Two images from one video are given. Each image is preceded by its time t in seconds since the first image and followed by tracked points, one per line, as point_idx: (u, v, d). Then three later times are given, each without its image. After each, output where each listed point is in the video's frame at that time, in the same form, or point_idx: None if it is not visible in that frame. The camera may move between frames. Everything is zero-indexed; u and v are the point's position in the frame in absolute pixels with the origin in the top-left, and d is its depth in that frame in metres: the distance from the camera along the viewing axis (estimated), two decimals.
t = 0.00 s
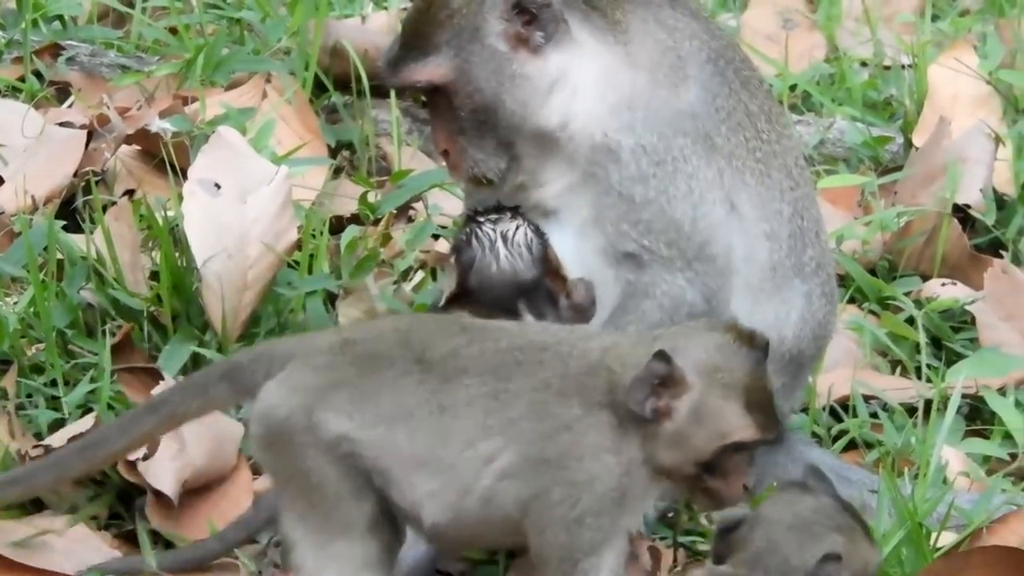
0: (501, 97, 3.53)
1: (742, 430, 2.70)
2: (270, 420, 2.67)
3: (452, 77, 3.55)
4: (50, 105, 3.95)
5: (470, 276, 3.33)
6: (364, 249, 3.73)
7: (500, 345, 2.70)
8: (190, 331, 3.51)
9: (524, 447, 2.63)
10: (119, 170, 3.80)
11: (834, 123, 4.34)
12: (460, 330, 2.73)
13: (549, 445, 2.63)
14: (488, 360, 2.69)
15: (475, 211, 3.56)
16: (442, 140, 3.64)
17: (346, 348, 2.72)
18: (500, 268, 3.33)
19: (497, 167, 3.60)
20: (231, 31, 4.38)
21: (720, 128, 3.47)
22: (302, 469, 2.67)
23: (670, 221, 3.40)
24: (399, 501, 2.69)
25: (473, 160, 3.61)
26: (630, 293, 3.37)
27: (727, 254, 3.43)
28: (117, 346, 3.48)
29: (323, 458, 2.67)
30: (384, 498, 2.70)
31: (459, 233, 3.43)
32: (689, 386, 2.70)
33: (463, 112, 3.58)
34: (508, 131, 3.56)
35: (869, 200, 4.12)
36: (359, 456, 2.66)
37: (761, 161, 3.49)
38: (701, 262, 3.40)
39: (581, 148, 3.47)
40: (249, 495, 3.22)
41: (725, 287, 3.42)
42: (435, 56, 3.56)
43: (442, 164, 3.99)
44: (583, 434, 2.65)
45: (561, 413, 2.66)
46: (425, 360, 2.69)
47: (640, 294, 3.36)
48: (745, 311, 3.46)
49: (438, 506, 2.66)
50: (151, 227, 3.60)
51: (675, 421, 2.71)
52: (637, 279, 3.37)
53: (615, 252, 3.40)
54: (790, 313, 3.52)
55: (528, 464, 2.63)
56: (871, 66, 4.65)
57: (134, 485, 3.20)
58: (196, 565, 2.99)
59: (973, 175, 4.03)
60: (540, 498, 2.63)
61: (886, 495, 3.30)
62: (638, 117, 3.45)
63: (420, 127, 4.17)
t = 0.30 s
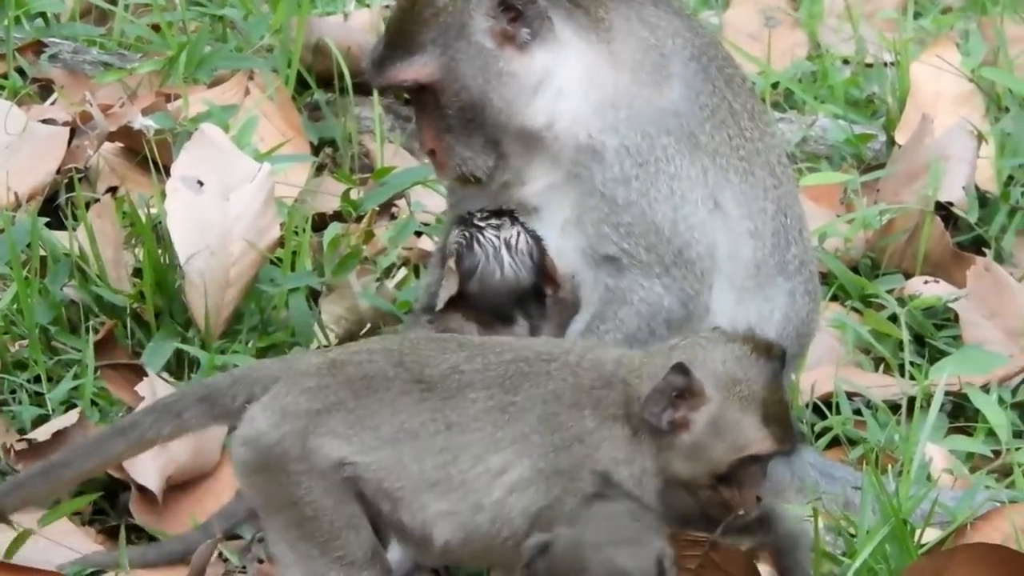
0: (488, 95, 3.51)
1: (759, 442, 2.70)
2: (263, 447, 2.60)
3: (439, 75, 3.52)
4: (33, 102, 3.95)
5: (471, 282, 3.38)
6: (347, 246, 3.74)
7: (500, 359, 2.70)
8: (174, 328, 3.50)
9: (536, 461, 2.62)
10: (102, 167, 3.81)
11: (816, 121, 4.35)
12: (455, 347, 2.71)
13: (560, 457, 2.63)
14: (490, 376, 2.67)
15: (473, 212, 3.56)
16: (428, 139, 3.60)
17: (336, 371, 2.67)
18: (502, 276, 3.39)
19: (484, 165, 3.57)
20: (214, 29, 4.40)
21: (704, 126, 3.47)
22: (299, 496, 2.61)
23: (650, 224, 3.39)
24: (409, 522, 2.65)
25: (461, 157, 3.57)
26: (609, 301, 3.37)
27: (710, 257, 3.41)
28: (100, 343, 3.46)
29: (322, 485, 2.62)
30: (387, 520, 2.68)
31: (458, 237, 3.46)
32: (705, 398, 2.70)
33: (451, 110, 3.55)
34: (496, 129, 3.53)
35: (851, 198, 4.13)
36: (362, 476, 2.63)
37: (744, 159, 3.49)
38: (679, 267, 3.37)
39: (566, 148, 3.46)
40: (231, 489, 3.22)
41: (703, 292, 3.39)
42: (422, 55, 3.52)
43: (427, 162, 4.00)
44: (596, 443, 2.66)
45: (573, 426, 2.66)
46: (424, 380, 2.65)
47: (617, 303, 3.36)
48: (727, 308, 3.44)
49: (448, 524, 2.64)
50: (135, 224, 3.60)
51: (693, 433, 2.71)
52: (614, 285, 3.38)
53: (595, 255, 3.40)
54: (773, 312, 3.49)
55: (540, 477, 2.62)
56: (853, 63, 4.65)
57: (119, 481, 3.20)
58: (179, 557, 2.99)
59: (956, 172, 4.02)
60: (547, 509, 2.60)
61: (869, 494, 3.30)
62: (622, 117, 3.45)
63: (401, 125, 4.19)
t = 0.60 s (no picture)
0: (481, 95, 3.48)
1: (748, 445, 2.72)
2: (258, 446, 2.59)
3: (431, 75, 3.49)
4: (23, 101, 3.97)
5: (473, 289, 3.38)
6: (337, 245, 3.75)
7: (496, 360, 2.69)
8: (164, 327, 3.51)
9: (527, 461, 2.60)
10: (92, 166, 3.81)
11: (805, 121, 4.37)
12: (449, 348, 2.71)
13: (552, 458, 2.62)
14: (487, 376, 2.66)
15: (471, 215, 3.52)
16: (420, 140, 3.57)
17: (331, 374, 2.66)
18: (505, 284, 3.38)
19: (477, 165, 3.55)
20: (203, 28, 4.40)
21: (694, 124, 3.47)
22: (292, 499, 2.59)
23: (639, 224, 3.38)
24: (402, 527, 2.62)
25: (454, 157, 3.55)
26: (599, 302, 3.38)
27: (698, 258, 3.41)
28: (89, 342, 3.46)
29: (315, 488, 2.59)
30: (382, 523, 2.64)
31: (458, 242, 3.44)
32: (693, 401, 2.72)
33: (443, 110, 3.51)
34: (488, 128, 3.51)
35: (842, 197, 4.14)
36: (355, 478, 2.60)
37: (734, 158, 3.50)
38: (667, 267, 3.37)
39: (557, 147, 3.45)
40: (220, 487, 3.23)
41: (693, 293, 3.40)
42: (414, 55, 3.49)
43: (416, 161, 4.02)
44: (586, 444, 2.65)
45: (566, 426, 2.65)
46: (420, 381, 2.65)
47: (605, 303, 3.37)
48: (718, 308, 3.46)
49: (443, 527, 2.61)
50: (124, 224, 3.61)
51: (682, 435, 2.72)
52: (603, 285, 3.38)
53: (584, 254, 3.39)
54: (765, 312, 3.50)
55: (532, 478, 2.60)
56: (843, 62, 4.66)
57: (106, 483, 3.20)
58: (167, 556, 2.99)
59: (945, 172, 4.03)
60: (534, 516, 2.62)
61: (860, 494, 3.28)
62: (612, 116, 3.44)
63: (391, 123, 4.19)
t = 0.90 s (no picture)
0: (473, 96, 3.46)
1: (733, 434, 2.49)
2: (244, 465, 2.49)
3: (423, 77, 3.47)
4: (14, 102, 3.98)
5: (453, 291, 3.33)
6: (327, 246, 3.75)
7: (470, 368, 2.57)
8: (154, 327, 3.50)
9: (512, 467, 2.45)
10: (83, 166, 3.81)
11: (796, 121, 4.37)
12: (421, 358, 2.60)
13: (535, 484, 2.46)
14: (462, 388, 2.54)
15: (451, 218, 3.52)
16: (412, 142, 3.55)
17: (298, 391, 2.54)
18: (484, 286, 3.34)
19: (467, 167, 3.54)
20: (194, 29, 4.41)
21: (684, 125, 3.46)
22: (269, 517, 2.49)
23: (630, 226, 3.36)
24: (384, 540, 2.46)
25: (445, 159, 3.53)
26: (589, 304, 3.36)
27: (688, 260, 3.40)
28: (80, 343, 3.46)
29: (290, 505, 2.47)
30: (364, 542, 2.48)
31: (438, 245, 3.42)
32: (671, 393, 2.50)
33: (434, 112, 3.50)
34: (479, 130, 3.49)
35: (832, 198, 4.15)
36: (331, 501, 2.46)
37: (724, 160, 3.50)
38: (657, 269, 3.35)
39: (548, 149, 3.43)
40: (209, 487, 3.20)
41: (684, 295, 3.38)
42: (405, 58, 3.47)
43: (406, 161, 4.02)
44: (572, 444, 2.51)
45: (549, 430, 2.51)
46: (391, 394, 2.53)
47: (596, 304, 3.35)
48: (709, 308, 3.44)
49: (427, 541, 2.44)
50: (114, 224, 3.61)
51: (663, 426, 2.52)
52: (594, 286, 3.36)
53: (574, 256, 3.38)
54: (756, 311, 3.52)
55: (517, 484, 2.45)
56: (833, 64, 4.66)
57: (97, 484, 3.20)
58: (156, 559, 3.00)
59: (935, 172, 4.04)
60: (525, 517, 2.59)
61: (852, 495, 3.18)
62: (603, 117, 3.42)
63: (381, 124, 4.20)
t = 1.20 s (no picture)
0: (461, 101, 3.42)
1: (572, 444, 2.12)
2: (195, 496, 2.25)
3: (412, 82, 3.42)
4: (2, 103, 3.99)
5: (452, 301, 3.05)
6: (314, 248, 3.76)
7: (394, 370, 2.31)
8: (141, 330, 3.51)
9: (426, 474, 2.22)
10: (70, 169, 3.84)
11: (782, 123, 4.38)
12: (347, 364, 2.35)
13: (492, 505, 2.27)
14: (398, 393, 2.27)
15: (438, 232, 3.34)
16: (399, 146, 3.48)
17: (237, 412, 2.32)
18: (482, 293, 3.07)
19: (455, 171, 3.49)
20: (181, 31, 4.42)
21: (672, 128, 3.44)
22: (234, 541, 2.24)
23: (618, 230, 3.36)
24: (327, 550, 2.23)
25: (435, 163, 3.48)
26: (578, 307, 3.36)
27: (676, 262, 3.42)
28: (67, 345, 3.47)
29: (245, 525, 2.23)
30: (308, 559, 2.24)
31: (431, 258, 3.17)
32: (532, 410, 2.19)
33: (423, 117, 3.45)
34: (467, 135, 3.45)
35: (819, 201, 4.16)
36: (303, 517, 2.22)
37: (712, 162, 3.49)
38: (645, 272, 3.37)
39: (536, 153, 3.40)
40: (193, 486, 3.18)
41: (670, 297, 3.41)
42: (395, 62, 3.41)
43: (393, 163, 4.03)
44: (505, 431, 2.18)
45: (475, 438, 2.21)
46: (320, 400, 2.28)
47: (584, 307, 3.36)
48: (695, 312, 3.49)
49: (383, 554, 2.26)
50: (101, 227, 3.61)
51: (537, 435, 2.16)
52: (582, 290, 3.36)
53: (562, 259, 3.37)
54: (742, 312, 3.54)
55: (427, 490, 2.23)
56: (820, 66, 4.68)
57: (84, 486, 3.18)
58: (140, 557, 2.98)
59: (922, 175, 4.06)
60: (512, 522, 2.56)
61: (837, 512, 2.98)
62: (592, 121, 3.39)
63: (369, 126, 4.21)
